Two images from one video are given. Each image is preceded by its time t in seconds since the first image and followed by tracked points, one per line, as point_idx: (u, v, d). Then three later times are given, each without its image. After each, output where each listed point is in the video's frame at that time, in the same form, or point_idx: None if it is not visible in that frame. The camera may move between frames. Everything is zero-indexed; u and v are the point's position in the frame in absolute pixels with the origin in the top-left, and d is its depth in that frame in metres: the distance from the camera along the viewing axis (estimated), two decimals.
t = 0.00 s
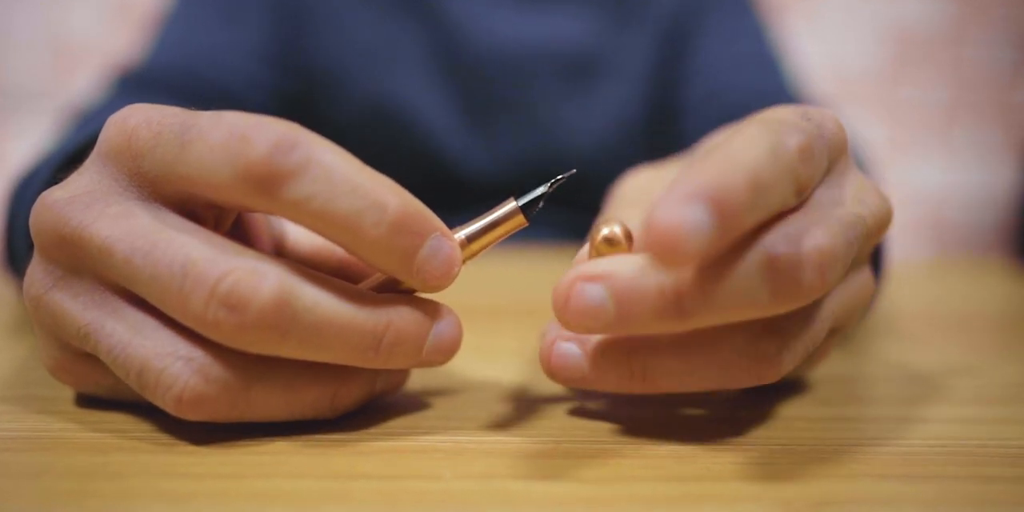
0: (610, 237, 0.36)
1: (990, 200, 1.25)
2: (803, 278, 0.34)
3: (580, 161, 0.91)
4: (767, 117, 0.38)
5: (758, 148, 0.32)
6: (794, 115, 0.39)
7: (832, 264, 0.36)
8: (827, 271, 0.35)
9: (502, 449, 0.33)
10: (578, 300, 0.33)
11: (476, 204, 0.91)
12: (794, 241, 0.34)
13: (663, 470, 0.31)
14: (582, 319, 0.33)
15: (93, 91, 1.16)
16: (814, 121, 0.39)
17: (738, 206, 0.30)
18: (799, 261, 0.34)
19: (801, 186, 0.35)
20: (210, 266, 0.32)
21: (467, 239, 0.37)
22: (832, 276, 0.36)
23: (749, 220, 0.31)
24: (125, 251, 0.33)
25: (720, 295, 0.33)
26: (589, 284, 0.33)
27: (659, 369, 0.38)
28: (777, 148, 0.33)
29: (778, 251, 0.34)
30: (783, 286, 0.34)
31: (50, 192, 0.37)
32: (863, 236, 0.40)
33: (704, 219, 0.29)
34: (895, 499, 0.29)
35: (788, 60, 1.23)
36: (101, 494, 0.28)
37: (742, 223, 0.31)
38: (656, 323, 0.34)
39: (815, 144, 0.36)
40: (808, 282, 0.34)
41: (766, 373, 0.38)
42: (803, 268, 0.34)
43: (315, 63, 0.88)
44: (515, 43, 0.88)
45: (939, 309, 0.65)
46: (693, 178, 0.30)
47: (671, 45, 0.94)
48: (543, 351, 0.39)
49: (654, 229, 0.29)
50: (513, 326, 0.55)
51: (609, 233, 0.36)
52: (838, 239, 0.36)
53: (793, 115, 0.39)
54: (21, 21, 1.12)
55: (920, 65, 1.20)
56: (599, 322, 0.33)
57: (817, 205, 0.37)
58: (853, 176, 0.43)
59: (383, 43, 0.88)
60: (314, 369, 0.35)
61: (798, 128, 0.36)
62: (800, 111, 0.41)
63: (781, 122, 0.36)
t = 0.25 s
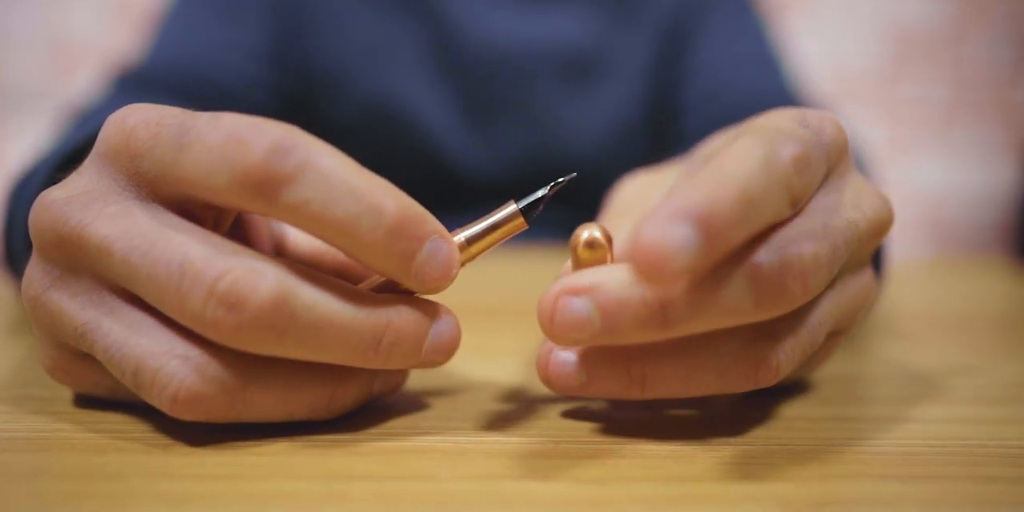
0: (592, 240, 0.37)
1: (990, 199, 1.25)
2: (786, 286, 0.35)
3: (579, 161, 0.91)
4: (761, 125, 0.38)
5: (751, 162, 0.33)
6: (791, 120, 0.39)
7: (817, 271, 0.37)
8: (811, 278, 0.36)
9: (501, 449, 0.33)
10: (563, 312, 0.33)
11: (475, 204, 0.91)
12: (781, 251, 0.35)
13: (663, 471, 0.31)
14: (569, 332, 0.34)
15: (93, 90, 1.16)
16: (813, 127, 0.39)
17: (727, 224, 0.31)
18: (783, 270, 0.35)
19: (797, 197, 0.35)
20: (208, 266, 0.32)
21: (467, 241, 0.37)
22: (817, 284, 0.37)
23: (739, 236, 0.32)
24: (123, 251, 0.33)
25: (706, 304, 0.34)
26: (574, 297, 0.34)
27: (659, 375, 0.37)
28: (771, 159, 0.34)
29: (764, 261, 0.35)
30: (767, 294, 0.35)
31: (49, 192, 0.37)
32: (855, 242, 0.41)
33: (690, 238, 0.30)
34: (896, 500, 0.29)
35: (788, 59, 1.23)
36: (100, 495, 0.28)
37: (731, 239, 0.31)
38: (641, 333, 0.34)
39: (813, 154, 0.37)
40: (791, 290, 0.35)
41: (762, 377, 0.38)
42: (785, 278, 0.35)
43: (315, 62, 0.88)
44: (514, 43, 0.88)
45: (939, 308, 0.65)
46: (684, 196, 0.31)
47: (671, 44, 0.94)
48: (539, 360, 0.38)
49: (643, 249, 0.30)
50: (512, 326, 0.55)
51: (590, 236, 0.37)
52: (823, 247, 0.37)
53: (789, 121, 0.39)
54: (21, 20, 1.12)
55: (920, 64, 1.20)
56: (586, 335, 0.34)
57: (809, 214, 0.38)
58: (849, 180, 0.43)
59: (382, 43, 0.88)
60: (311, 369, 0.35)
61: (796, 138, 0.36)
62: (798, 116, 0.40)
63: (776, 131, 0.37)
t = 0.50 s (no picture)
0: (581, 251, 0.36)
1: (991, 198, 1.24)
2: (774, 298, 0.35)
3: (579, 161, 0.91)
4: (743, 140, 0.39)
5: (710, 188, 0.34)
6: (775, 133, 0.39)
7: (806, 281, 0.37)
8: (801, 286, 0.36)
9: (501, 449, 0.33)
10: (557, 328, 0.34)
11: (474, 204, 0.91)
12: (768, 263, 0.35)
13: (664, 471, 0.31)
14: (562, 346, 0.34)
15: (91, 90, 1.16)
16: (799, 140, 0.39)
17: (678, 248, 0.32)
18: (772, 282, 0.35)
19: (768, 214, 0.36)
20: (205, 268, 0.32)
21: (466, 245, 0.37)
22: (808, 291, 0.37)
23: (696, 258, 0.33)
24: (120, 251, 0.33)
25: (692, 317, 0.34)
26: (567, 313, 0.34)
27: (659, 383, 0.37)
28: (736, 180, 0.35)
29: (750, 273, 0.35)
30: (755, 304, 0.35)
31: (47, 192, 0.37)
32: (849, 252, 0.41)
33: (636, 264, 0.32)
34: (897, 500, 0.29)
35: (788, 58, 1.23)
36: (98, 496, 0.28)
37: (686, 262, 0.33)
38: (633, 346, 0.35)
39: (790, 173, 0.37)
40: (780, 301, 0.36)
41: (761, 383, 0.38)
42: (775, 290, 0.35)
43: (314, 62, 0.88)
44: (514, 42, 0.88)
45: (939, 307, 0.65)
46: (637, 223, 0.32)
47: (671, 44, 0.94)
48: (536, 371, 0.38)
49: (589, 275, 0.32)
50: (511, 326, 0.55)
51: (579, 247, 0.37)
52: (811, 258, 0.37)
53: (772, 134, 0.39)
54: (19, 19, 1.11)
55: (921, 62, 1.19)
56: (581, 348, 0.34)
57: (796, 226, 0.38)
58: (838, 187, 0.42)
59: (381, 43, 0.88)
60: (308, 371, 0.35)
61: (772, 155, 0.37)
62: (788, 127, 0.40)
63: (753, 148, 0.37)
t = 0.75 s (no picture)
0: (563, 258, 0.36)
1: (991, 198, 1.24)
2: (758, 300, 0.36)
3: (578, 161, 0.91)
4: (740, 143, 0.39)
5: (708, 191, 0.34)
6: (772, 135, 0.39)
7: (792, 284, 0.37)
8: (788, 288, 0.37)
9: (500, 450, 0.33)
10: (545, 337, 0.34)
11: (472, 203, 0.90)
12: (756, 267, 0.36)
13: (663, 472, 0.31)
14: (550, 355, 0.34)
15: (90, 89, 1.15)
16: (798, 142, 0.39)
17: (676, 255, 0.32)
18: (755, 285, 0.35)
19: (766, 218, 0.36)
20: (203, 270, 0.32)
21: (465, 249, 0.37)
22: (796, 294, 0.37)
23: (693, 263, 0.33)
24: (117, 252, 0.33)
25: (683, 322, 0.35)
26: (555, 322, 0.34)
27: (657, 386, 0.37)
28: (732, 184, 0.35)
29: (738, 276, 0.35)
30: (744, 308, 0.35)
31: (44, 192, 0.37)
32: (843, 253, 0.41)
33: (636, 270, 0.32)
34: (897, 500, 0.29)
35: (788, 58, 1.23)
36: (96, 497, 0.28)
37: (683, 268, 0.33)
38: (624, 352, 0.35)
39: (789, 174, 0.37)
40: (765, 302, 0.36)
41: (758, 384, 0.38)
42: (761, 292, 0.36)
43: (313, 62, 0.88)
44: (514, 42, 0.88)
45: (939, 307, 0.65)
46: (632, 229, 0.32)
47: (671, 43, 0.94)
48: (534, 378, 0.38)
49: (588, 281, 0.32)
50: (510, 326, 0.55)
51: (558, 253, 0.37)
52: (797, 261, 0.37)
53: (770, 136, 0.39)
54: (18, 19, 1.11)
55: (921, 61, 1.19)
56: (570, 358, 0.34)
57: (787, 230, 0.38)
58: (836, 190, 0.42)
59: (381, 43, 0.88)
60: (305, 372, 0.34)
61: (770, 158, 0.37)
62: (785, 129, 0.40)
63: (751, 151, 0.37)
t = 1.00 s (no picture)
0: (561, 266, 0.36)
1: (991, 197, 1.24)
2: (758, 304, 0.36)
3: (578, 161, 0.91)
4: (736, 148, 0.39)
5: (697, 198, 0.34)
6: (767, 139, 0.39)
7: (792, 286, 0.37)
8: (787, 292, 0.37)
9: (499, 450, 0.33)
10: (547, 345, 0.35)
11: (472, 203, 0.90)
12: (752, 271, 0.36)
13: (662, 472, 0.31)
14: (553, 362, 0.35)
15: (90, 90, 1.15)
16: (794, 146, 0.39)
17: (661, 261, 0.33)
18: (755, 289, 0.35)
19: (759, 223, 0.36)
20: (201, 270, 0.32)
21: (464, 251, 0.37)
22: (795, 297, 0.37)
23: (681, 270, 0.33)
24: (115, 252, 0.33)
25: (681, 326, 0.35)
26: (557, 330, 0.35)
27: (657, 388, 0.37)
28: (723, 191, 0.35)
29: (737, 281, 0.35)
30: (743, 311, 0.35)
31: (43, 192, 0.37)
32: (843, 255, 0.41)
33: (618, 277, 0.32)
34: (896, 500, 0.29)
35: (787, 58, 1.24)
36: (94, 497, 0.28)
37: (672, 274, 0.33)
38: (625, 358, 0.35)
39: (786, 178, 0.37)
40: (765, 306, 0.36)
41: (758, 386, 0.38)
42: (760, 295, 0.35)
43: (313, 61, 0.88)
44: (513, 42, 0.88)
45: (939, 307, 0.65)
46: (618, 237, 0.33)
47: (670, 43, 0.94)
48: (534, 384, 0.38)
49: (571, 288, 0.32)
50: (510, 326, 0.55)
51: (557, 261, 0.36)
52: (796, 264, 0.37)
53: (767, 140, 0.39)
54: (18, 19, 1.11)
55: (921, 61, 1.19)
56: (573, 364, 0.35)
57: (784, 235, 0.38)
58: (836, 193, 0.42)
59: (380, 43, 0.88)
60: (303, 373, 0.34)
61: (766, 162, 0.37)
62: (783, 132, 0.40)
63: (745, 156, 0.37)
